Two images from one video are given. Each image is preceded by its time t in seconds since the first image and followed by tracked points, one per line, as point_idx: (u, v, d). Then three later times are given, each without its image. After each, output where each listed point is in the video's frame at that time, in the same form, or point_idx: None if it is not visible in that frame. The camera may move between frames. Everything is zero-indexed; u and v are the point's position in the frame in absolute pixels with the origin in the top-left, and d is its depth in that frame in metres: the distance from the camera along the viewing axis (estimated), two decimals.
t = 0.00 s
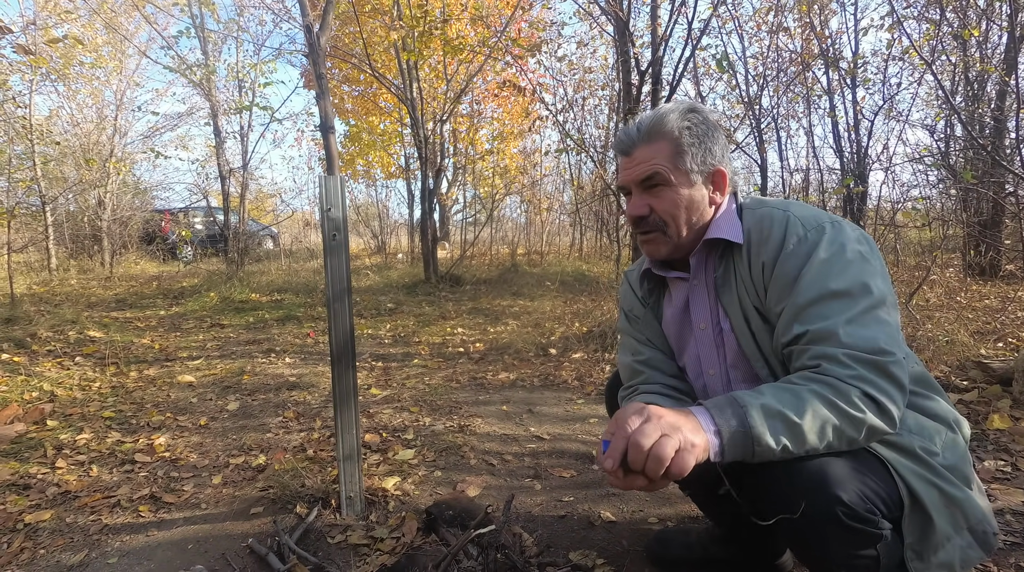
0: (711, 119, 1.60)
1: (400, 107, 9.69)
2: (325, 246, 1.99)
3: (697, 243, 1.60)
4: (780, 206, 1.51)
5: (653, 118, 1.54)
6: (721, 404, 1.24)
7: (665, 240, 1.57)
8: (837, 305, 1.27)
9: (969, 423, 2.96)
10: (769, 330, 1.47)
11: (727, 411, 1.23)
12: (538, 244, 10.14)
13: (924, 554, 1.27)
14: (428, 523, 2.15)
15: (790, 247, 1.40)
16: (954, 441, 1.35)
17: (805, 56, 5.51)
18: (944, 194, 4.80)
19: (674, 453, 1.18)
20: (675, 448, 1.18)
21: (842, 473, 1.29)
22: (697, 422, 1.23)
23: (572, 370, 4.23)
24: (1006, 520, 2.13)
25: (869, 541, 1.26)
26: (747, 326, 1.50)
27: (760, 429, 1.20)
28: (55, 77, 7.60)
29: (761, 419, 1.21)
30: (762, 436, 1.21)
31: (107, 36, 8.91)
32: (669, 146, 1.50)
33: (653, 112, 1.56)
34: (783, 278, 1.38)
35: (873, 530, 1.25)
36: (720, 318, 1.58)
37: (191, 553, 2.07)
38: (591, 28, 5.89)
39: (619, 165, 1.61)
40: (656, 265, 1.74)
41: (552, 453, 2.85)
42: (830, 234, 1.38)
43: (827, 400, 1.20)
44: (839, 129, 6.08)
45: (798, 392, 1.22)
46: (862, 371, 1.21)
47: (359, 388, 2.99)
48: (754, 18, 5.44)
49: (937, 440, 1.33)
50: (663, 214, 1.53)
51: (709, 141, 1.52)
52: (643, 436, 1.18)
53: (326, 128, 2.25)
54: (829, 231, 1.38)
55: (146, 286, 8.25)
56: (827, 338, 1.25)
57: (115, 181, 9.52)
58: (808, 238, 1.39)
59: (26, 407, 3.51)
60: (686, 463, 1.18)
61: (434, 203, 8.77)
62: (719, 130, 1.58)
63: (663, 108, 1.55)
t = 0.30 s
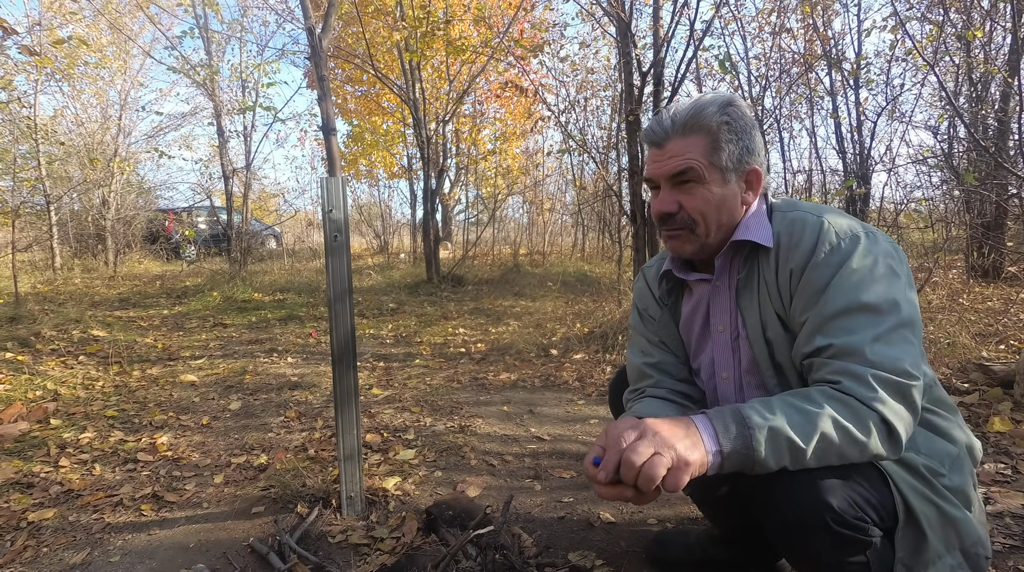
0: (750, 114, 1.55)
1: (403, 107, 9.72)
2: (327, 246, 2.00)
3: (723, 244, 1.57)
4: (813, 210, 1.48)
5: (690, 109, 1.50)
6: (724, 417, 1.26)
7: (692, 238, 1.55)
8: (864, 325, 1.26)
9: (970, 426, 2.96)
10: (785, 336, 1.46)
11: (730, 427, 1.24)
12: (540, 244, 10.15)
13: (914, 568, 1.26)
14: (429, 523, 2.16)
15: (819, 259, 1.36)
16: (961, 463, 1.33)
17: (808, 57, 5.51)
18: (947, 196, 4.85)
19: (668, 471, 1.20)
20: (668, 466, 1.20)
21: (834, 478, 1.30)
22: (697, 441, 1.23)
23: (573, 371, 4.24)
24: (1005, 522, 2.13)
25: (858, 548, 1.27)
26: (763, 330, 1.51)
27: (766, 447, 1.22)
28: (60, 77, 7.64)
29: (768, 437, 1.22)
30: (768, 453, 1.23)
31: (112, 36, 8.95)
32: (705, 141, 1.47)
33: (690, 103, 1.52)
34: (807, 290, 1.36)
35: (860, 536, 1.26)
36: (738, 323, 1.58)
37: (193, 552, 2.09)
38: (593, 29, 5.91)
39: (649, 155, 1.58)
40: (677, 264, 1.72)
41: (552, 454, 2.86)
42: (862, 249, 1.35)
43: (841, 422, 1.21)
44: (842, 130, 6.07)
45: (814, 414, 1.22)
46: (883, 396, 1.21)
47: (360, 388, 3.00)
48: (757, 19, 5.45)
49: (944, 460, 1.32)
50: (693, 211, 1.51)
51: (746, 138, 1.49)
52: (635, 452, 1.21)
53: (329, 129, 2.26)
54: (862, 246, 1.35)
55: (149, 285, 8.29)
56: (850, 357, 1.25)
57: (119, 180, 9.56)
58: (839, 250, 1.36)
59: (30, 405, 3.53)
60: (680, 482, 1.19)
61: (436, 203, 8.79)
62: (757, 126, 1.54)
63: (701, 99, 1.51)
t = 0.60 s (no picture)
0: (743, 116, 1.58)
1: (400, 108, 9.73)
2: (322, 248, 2.01)
3: (721, 246, 1.59)
4: (808, 209, 1.50)
5: (683, 113, 1.53)
6: (815, 406, 1.07)
7: (691, 241, 1.56)
8: (913, 292, 1.21)
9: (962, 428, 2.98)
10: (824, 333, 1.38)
11: (823, 414, 1.05)
12: (537, 246, 10.16)
13: None
14: (423, 525, 2.17)
15: (836, 248, 1.35)
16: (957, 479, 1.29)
17: (804, 60, 5.53)
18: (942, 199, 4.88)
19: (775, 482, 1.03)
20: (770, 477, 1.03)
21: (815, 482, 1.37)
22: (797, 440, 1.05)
23: (568, 372, 4.25)
24: (995, 524, 2.15)
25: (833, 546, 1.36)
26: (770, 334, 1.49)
27: (867, 430, 1.05)
28: (56, 77, 7.62)
29: (867, 419, 1.05)
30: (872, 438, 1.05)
31: (108, 36, 8.93)
32: (701, 143, 1.49)
33: (685, 107, 1.54)
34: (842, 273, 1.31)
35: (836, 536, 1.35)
36: (736, 324, 1.59)
37: (187, 553, 2.09)
38: (590, 31, 5.92)
39: (644, 161, 1.60)
40: (676, 267, 1.74)
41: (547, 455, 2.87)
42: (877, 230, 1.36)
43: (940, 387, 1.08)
44: (837, 132, 6.10)
45: (907, 382, 1.08)
46: (965, 348, 1.13)
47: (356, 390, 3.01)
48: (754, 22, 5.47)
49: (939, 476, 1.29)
50: (692, 214, 1.52)
51: (741, 140, 1.52)
52: (733, 476, 1.04)
53: (324, 131, 2.27)
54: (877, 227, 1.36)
55: (145, 285, 8.27)
56: (914, 324, 1.18)
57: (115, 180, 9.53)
58: (857, 232, 1.36)
59: (24, 406, 3.52)
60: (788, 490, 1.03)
61: (433, 204, 8.79)
62: (750, 128, 1.57)
63: (695, 103, 1.53)
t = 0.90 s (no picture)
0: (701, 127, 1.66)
1: (388, 110, 9.71)
2: (308, 252, 2.01)
3: (693, 254, 1.62)
4: (760, 211, 1.57)
5: (647, 126, 1.59)
6: (967, 408, 1.20)
7: (666, 249, 1.58)
8: (905, 228, 1.34)
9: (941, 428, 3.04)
10: (848, 313, 1.37)
11: (981, 410, 1.18)
12: (525, 248, 10.17)
13: None
14: (410, 528, 2.17)
15: (820, 227, 1.40)
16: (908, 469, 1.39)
17: (788, 66, 5.62)
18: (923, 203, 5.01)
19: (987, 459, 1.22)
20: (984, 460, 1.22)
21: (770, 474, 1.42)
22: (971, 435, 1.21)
23: (556, 375, 4.27)
24: (972, 522, 2.20)
25: (788, 538, 1.39)
26: (763, 341, 1.46)
27: (1012, 387, 1.15)
28: (37, 76, 7.50)
29: (1003, 375, 1.16)
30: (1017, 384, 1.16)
31: (91, 35, 8.80)
32: (666, 153, 1.55)
33: (648, 121, 1.61)
34: (844, 243, 1.36)
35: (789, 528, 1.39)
36: (709, 329, 1.62)
37: (171, 559, 2.07)
38: (577, 35, 5.97)
39: (612, 173, 1.63)
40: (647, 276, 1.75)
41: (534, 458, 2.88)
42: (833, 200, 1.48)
43: (1001, 290, 1.18)
44: (821, 138, 6.20)
45: (991, 319, 1.17)
46: (979, 239, 1.26)
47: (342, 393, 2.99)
48: (739, 28, 5.55)
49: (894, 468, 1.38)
50: (665, 222, 1.55)
51: (705, 149, 1.59)
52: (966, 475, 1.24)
53: (310, 135, 2.26)
54: (832, 199, 1.48)
55: (129, 288, 8.16)
56: (932, 252, 1.29)
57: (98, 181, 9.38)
58: (826, 201, 1.47)
59: (2, 412, 3.45)
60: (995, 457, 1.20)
61: (422, 206, 8.77)
62: (709, 138, 1.65)
63: (656, 116, 1.60)
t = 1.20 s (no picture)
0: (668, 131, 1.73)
1: (383, 112, 9.71)
2: (305, 253, 2.01)
3: (683, 251, 1.64)
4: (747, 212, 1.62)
5: (626, 130, 1.63)
6: (927, 386, 1.32)
7: (662, 243, 1.60)
8: (887, 228, 1.45)
9: (933, 429, 3.06)
10: (836, 304, 1.44)
11: (937, 391, 1.32)
12: (520, 250, 10.19)
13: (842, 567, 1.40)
14: (407, 530, 2.17)
15: (812, 223, 1.46)
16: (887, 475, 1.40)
17: (781, 69, 5.66)
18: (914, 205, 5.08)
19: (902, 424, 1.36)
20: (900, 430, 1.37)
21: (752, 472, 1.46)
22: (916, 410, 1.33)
23: (552, 377, 4.28)
24: (964, 522, 2.23)
25: (775, 531, 1.42)
26: (757, 334, 1.46)
27: (964, 373, 1.31)
28: (29, 77, 7.45)
29: (960, 361, 1.30)
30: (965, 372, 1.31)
31: (83, 35, 8.76)
32: (649, 152, 1.59)
33: (624, 127, 1.65)
34: (835, 238, 1.43)
35: (774, 521, 1.42)
36: (700, 328, 1.64)
37: (166, 562, 2.06)
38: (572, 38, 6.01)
39: (598, 179, 1.64)
40: (635, 278, 1.77)
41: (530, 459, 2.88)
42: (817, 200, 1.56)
43: (965, 285, 1.33)
44: (813, 140, 6.25)
45: (961, 313, 1.31)
46: (951, 240, 1.40)
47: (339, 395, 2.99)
48: (732, 32, 5.59)
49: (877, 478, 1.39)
50: (658, 216, 1.58)
51: (680, 147, 1.65)
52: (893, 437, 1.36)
53: (307, 136, 2.26)
54: (818, 198, 1.55)
55: (121, 289, 8.11)
56: (910, 248, 1.41)
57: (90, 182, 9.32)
58: (814, 200, 1.55)
59: None
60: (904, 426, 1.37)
61: (417, 208, 8.76)
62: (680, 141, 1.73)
63: (632, 122, 1.65)
